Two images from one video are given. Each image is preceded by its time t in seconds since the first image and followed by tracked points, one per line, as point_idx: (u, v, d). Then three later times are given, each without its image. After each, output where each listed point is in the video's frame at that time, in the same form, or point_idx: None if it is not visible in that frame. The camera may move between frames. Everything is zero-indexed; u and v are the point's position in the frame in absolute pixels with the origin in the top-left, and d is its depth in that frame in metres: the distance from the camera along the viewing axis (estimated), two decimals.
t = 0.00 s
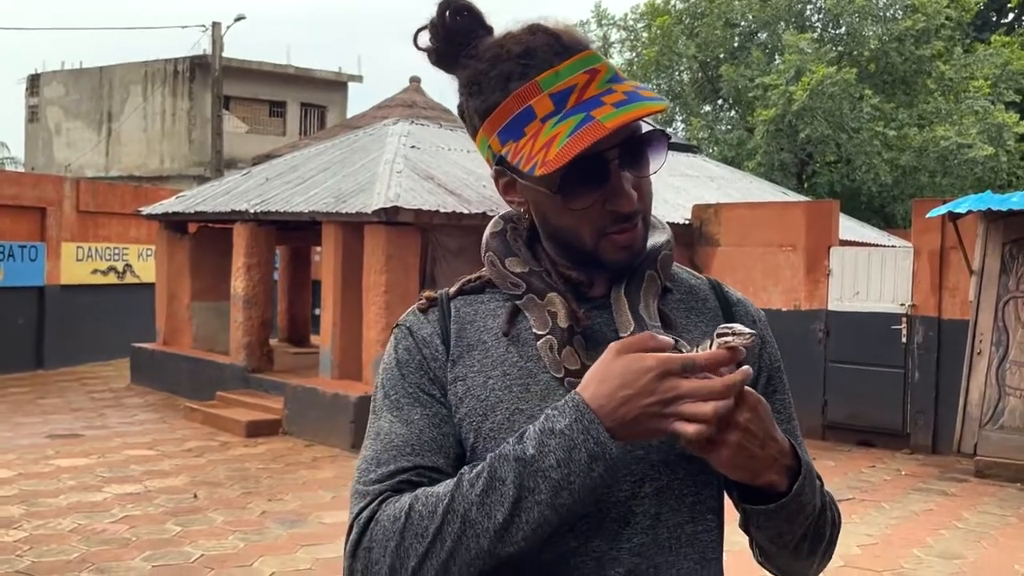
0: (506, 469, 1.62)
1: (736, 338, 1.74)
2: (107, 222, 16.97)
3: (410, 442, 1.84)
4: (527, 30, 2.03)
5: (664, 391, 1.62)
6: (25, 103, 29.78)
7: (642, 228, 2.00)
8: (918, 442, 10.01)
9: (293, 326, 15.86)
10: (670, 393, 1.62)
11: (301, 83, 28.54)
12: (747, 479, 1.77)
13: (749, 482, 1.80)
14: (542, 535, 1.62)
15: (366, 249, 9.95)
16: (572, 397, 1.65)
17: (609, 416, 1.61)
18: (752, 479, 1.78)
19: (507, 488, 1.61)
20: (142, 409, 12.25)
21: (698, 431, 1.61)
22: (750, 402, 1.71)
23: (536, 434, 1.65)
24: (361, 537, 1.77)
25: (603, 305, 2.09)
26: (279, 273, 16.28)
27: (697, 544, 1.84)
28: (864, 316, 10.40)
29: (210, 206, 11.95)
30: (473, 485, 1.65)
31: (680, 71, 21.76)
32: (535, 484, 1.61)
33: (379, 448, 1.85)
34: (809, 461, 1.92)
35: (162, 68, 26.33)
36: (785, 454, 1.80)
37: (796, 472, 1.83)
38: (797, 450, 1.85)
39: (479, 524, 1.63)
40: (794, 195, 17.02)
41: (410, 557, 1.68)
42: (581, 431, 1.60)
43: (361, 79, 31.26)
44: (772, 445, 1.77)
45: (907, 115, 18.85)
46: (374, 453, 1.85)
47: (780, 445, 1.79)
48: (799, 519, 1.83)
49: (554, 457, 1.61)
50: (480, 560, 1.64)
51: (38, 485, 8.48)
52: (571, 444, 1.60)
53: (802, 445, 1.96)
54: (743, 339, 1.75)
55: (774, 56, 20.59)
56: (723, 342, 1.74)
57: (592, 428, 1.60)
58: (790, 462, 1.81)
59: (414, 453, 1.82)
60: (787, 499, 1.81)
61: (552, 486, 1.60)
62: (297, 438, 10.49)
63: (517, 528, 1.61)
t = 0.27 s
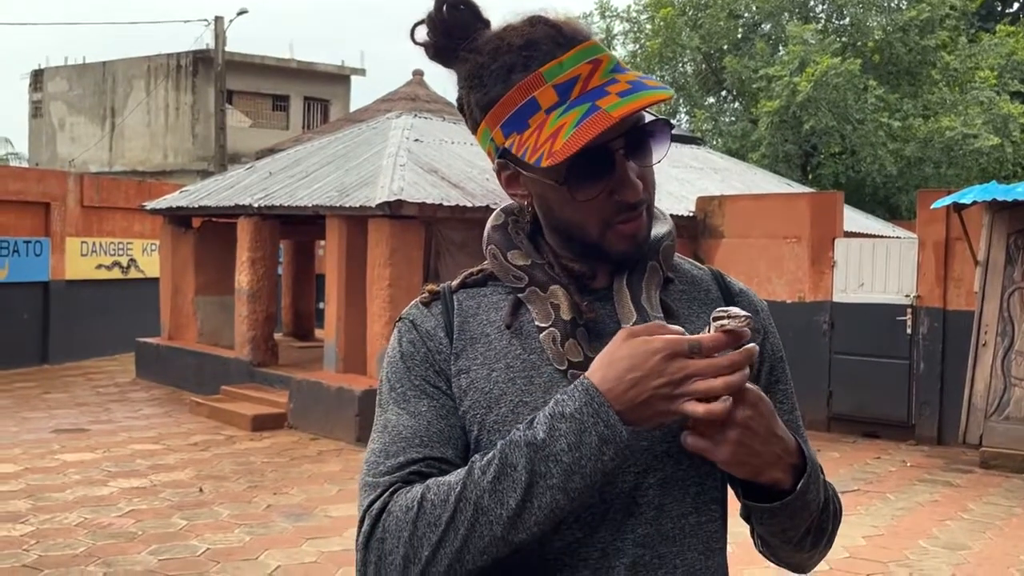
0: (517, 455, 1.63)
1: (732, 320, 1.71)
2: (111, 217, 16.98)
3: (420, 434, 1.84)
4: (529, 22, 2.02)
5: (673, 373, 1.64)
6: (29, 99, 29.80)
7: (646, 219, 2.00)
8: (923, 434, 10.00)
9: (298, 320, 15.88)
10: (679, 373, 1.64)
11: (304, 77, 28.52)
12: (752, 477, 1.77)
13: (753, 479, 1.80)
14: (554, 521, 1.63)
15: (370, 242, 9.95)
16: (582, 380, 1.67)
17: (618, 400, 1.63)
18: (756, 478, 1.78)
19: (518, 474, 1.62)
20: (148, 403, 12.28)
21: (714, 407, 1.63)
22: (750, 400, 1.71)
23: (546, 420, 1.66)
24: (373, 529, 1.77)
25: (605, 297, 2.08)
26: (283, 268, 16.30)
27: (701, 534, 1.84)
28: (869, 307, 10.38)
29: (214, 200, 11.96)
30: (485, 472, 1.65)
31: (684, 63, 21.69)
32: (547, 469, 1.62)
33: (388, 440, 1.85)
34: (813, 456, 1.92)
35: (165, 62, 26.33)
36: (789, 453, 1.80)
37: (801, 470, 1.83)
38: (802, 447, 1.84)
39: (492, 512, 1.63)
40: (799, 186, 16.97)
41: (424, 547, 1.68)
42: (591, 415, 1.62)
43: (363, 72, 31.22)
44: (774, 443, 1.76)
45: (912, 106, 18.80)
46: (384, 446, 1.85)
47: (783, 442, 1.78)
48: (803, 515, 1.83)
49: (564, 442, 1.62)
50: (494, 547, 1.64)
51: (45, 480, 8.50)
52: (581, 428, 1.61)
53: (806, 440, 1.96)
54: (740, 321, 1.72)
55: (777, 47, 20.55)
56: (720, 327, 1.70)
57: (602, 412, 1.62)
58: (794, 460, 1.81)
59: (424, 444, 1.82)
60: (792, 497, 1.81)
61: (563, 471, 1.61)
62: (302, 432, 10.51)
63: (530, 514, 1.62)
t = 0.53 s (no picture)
0: (523, 443, 1.64)
1: (735, 306, 1.67)
2: (116, 211, 17.01)
3: (425, 424, 1.83)
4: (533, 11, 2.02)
5: (678, 357, 1.66)
6: (34, 93, 29.85)
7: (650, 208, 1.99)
8: (930, 424, 9.99)
9: (303, 313, 15.90)
10: (683, 358, 1.66)
11: (309, 71, 28.50)
12: (760, 478, 1.78)
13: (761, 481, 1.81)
14: (561, 509, 1.64)
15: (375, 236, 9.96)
16: (587, 367, 1.68)
17: (623, 385, 1.65)
18: (765, 479, 1.78)
19: (524, 462, 1.62)
20: (154, 397, 12.31)
21: (722, 382, 1.68)
22: (751, 400, 1.72)
23: (551, 408, 1.67)
24: (379, 520, 1.76)
25: (610, 288, 2.07)
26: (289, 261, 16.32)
27: (705, 525, 1.84)
28: (874, 298, 10.36)
29: (219, 194, 11.97)
30: (491, 461, 1.65)
31: (689, 54, 21.63)
32: (553, 456, 1.62)
33: (394, 431, 1.84)
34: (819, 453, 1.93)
35: (170, 56, 26.34)
36: (796, 453, 1.80)
37: (810, 470, 1.84)
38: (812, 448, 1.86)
39: (498, 501, 1.63)
40: (805, 177, 16.91)
41: (430, 537, 1.67)
42: (596, 403, 1.64)
43: (368, 65, 31.19)
44: (780, 444, 1.77)
45: (918, 96, 18.75)
46: (390, 437, 1.84)
47: (790, 443, 1.79)
48: (812, 513, 1.85)
49: (571, 429, 1.63)
50: (501, 536, 1.64)
51: (52, 473, 8.54)
52: (587, 415, 1.63)
53: (810, 432, 1.96)
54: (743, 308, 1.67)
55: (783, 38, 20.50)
56: (721, 312, 1.66)
57: (608, 399, 1.64)
58: (803, 461, 1.82)
59: (429, 434, 1.82)
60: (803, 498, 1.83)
61: (569, 458, 1.62)
62: (308, 425, 10.53)
63: (537, 502, 1.62)
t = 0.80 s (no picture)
0: (527, 431, 1.64)
1: (736, 290, 1.68)
2: (121, 205, 17.04)
3: (429, 415, 1.83)
4: None
5: (680, 343, 1.66)
6: (39, 88, 29.89)
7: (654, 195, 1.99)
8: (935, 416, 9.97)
9: (308, 307, 15.91)
10: (685, 344, 1.66)
11: (313, 64, 28.50)
12: (776, 486, 1.79)
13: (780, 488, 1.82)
14: (566, 498, 1.63)
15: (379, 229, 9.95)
16: (590, 355, 1.68)
17: (627, 371, 1.65)
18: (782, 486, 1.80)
19: (528, 451, 1.62)
20: (160, 391, 12.35)
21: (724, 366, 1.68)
22: (761, 408, 1.74)
23: (554, 396, 1.67)
24: (385, 510, 1.75)
25: (613, 278, 2.07)
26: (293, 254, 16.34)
27: (709, 514, 1.84)
28: (879, 290, 10.33)
29: (223, 188, 11.98)
30: (495, 450, 1.65)
31: (694, 46, 21.57)
32: (556, 444, 1.62)
33: (398, 423, 1.84)
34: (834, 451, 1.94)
35: (174, 50, 26.35)
36: (812, 459, 1.81)
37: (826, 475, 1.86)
38: (829, 451, 1.87)
39: (502, 489, 1.63)
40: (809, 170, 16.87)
41: (435, 527, 1.66)
42: (599, 390, 1.63)
43: (372, 59, 31.19)
44: (794, 452, 1.78)
45: (924, 88, 18.69)
46: (395, 428, 1.84)
47: (805, 448, 1.79)
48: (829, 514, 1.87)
49: (574, 417, 1.63)
50: (506, 526, 1.64)
51: (58, 467, 8.57)
52: (589, 403, 1.63)
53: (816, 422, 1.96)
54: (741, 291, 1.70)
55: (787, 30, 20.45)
56: (722, 297, 1.67)
57: (610, 386, 1.64)
58: (818, 466, 1.83)
59: (433, 424, 1.81)
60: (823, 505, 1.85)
61: (572, 445, 1.62)
62: (314, 418, 10.55)
63: (541, 491, 1.62)
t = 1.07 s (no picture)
0: (530, 422, 1.64)
1: (736, 278, 1.67)
2: (123, 200, 17.05)
3: (433, 409, 1.83)
4: None
5: (682, 333, 1.66)
6: (41, 83, 29.89)
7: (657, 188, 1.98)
8: (938, 410, 9.96)
9: (310, 301, 15.91)
10: (687, 334, 1.66)
11: (315, 59, 28.48)
12: (788, 489, 1.81)
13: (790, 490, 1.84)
14: (570, 489, 1.63)
15: (381, 224, 9.95)
16: (592, 346, 1.69)
17: (628, 361, 1.65)
18: (794, 490, 1.82)
19: (532, 442, 1.63)
20: (163, 385, 12.37)
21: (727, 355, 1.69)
22: (771, 412, 1.76)
23: (557, 387, 1.68)
24: (389, 504, 1.74)
25: (617, 272, 2.07)
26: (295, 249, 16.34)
27: (713, 508, 1.83)
28: (882, 284, 10.32)
29: (225, 183, 11.98)
30: (499, 442, 1.65)
31: (696, 40, 21.54)
32: (560, 436, 1.63)
33: (402, 417, 1.84)
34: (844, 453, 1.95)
35: (176, 45, 26.34)
36: (823, 463, 1.83)
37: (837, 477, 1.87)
38: (839, 455, 1.89)
39: (507, 480, 1.63)
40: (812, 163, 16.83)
41: (440, 520, 1.67)
42: (601, 380, 1.64)
43: (374, 53, 31.17)
44: (804, 455, 1.79)
45: (927, 81, 18.63)
46: (398, 422, 1.84)
47: (816, 451, 1.81)
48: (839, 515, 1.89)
49: (578, 407, 1.63)
50: (511, 518, 1.64)
51: (61, 462, 8.59)
52: (592, 393, 1.63)
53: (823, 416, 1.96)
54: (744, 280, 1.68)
55: (790, 24, 20.40)
56: (722, 285, 1.67)
57: (614, 376, 1.64)
58: (830, 471, 1.85)
59: (436, 419, 1.81)
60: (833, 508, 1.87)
61: (576, 436, 1.62)
62: (316, 413, 10.56)
63: (546, 481, 1.62)
